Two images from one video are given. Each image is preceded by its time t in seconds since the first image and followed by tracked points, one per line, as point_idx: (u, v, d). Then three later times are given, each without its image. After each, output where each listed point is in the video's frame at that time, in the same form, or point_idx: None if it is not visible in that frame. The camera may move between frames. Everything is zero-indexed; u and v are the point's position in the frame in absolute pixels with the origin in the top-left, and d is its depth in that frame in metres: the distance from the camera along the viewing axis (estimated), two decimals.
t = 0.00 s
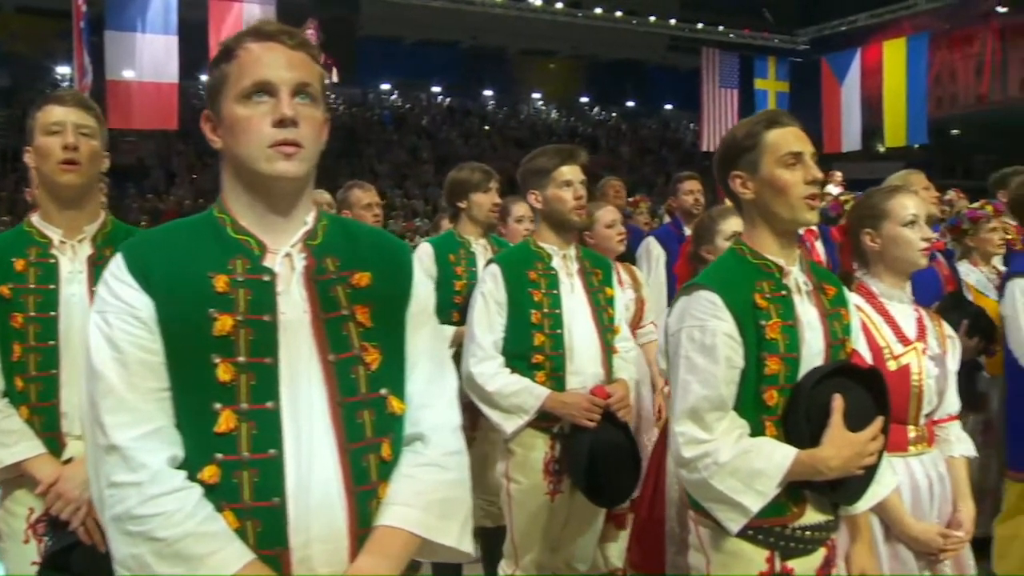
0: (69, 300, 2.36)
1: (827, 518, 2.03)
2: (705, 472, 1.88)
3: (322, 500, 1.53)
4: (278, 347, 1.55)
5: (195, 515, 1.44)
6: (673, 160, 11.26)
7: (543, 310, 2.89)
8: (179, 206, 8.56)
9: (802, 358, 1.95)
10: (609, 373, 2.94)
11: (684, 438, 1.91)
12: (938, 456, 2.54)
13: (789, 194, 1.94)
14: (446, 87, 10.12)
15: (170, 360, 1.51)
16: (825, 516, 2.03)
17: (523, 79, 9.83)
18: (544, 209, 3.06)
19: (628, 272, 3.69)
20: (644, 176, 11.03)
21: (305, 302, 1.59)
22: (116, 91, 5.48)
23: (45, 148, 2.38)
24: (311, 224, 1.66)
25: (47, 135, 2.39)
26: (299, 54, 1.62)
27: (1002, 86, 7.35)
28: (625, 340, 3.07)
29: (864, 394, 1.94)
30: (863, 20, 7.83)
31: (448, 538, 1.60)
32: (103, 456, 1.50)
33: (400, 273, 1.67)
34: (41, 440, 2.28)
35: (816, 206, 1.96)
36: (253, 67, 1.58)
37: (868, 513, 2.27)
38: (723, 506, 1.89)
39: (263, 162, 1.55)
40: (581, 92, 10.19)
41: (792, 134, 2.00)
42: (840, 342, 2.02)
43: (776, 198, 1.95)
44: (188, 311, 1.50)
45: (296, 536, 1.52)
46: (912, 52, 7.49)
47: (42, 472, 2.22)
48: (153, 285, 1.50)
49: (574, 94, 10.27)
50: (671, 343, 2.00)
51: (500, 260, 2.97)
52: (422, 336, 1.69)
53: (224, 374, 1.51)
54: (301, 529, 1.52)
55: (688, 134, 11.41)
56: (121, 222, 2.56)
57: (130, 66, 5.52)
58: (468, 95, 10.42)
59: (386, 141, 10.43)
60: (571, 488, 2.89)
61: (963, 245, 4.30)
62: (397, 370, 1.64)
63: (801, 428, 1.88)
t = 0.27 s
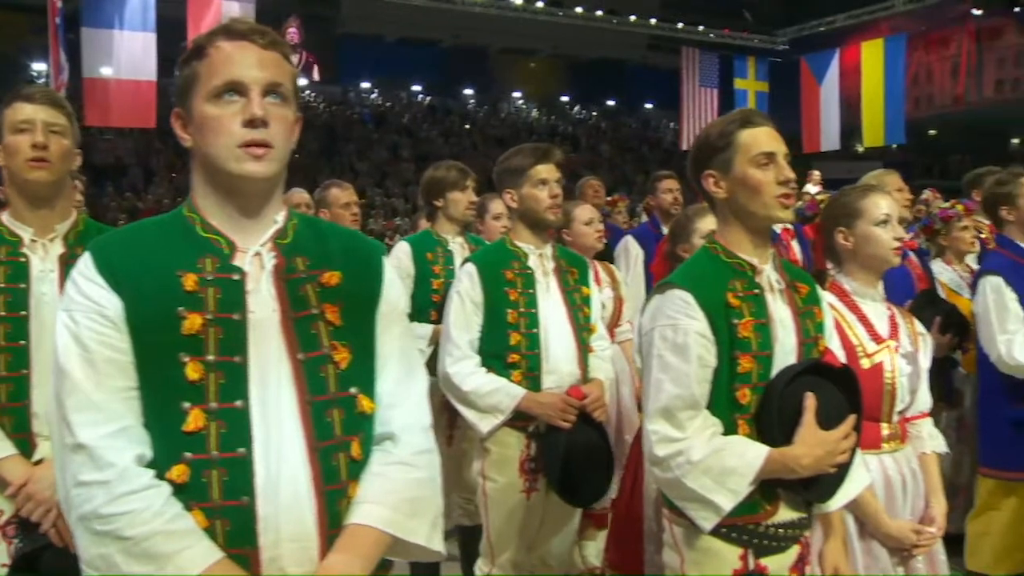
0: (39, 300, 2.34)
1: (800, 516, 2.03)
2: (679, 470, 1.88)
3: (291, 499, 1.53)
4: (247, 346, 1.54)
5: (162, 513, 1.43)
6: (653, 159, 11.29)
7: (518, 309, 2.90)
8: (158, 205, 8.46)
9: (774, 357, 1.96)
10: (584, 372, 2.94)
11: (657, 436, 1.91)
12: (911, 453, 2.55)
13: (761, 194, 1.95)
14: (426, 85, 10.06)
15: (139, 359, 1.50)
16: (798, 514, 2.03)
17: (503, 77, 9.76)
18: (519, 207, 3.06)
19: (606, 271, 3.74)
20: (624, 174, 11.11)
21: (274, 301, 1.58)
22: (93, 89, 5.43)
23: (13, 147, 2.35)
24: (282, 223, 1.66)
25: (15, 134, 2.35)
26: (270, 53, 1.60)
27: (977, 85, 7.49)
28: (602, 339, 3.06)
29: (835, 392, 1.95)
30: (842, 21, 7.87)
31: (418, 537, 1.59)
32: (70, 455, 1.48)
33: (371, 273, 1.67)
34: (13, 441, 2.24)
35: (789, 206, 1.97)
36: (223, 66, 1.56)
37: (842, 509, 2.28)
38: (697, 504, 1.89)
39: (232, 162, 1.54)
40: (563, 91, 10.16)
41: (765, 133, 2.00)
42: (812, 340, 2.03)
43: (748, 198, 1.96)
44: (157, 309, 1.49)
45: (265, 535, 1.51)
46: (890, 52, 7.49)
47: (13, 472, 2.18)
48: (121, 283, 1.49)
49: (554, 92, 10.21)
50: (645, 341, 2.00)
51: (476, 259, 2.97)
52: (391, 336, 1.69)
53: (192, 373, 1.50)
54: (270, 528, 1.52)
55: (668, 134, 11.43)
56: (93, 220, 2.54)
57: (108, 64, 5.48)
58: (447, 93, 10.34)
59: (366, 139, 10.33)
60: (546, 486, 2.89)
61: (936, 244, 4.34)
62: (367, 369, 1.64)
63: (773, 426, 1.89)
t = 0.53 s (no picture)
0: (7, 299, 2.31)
1: (770, 514, 2.05)
2: (647, 468, 1.88)
3: (257, 499, 1.52)
4: (213, 346, 1.54)
5: (124, 515, 1.42)
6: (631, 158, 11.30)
7: (490, 306, 2.90)
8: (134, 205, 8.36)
9: (743, 355, 1.97)
10: (557, 370, 2.94)
11: (626, 434, 1.90)
12: (882, 450, 2.56)
13: (730, 193, 1.95)
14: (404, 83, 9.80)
15: (102, 359, 1.48)
16: (768, 512, 2.04)
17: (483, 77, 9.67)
18: (491, 206, 3.07)
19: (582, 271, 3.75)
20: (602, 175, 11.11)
21: (240, 301, 1.57)
22: (67, 86, 5.37)
23: None
24: (248, 223, 1.64)
25: None
26: (235, 52, 1.59)
27: (952, 86, 7.51)
28: (573, 337, 3.07)
29: (804, 391, 1.96)
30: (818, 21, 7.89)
31: (388, 536, 1.58)
32: (31, 455, 1.46)
33: (338, 273, 1.66)
34: None
35: (756, 205, 1.98)
36: (190, 65, 1.55)
37: (813, 506, 2.28)
38: (666, 503, 1.89)
39: (200, 162, 1.53)
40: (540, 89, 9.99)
41: (733, 132, 2.01)
42: (782, 339, 2.04)
43: (718, 197, 1.97)
44: (120, 309, 1.48)
45: (230, 535, 1.51)
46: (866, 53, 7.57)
47: None
48: (84, 282, 1.47)
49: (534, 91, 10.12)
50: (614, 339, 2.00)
51: (448, 256, 2.97)
52: (359, 336, 1.68)
53: (157, 373, 1.49)
54: (235, 528, 1.51)
55: (647, 134, 11.43)
56: (60, 218, 2.53)
57: (83, 61, 5.43)
58: (427, 93, 10.24)
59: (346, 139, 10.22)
60: (519, 485, 2.90)
61: (906, 245, 4.38)
62: (334, 369, 1.63)
63: (743, 425, 1.90)
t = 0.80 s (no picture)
0: None
1: (735, 511, 2.06)
2: (612, 465, 1.88)
3: (218, 498, 1.50)
4: (172, 345, 1.52)
5: (80, 517, 1.40)
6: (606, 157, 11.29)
7: (458, 302, 2.91)
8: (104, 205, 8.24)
9: (709, 351, 1.97)
10: (525, 366, 2.95)
11: (592, 431, 1.90)
12: (849, 446, 2.56)
13: (695, 190, 1.96)
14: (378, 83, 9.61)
15: (58, 359, 1.46)
16: (733, 509, 2.05)
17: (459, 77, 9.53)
18: (459, 204, 3.06)
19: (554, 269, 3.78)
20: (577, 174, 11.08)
21: (200, 300, 1.56)
22: (36, 83, 5.29)
23: None
24: (208, 221, 1.63)
25: None
26: (198, 50, 1.58)
27: (922, 86, 7.68)
28: (541, 334, 3.08)
29: (770, 387, 1.96)
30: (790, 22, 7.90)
31: (351, 534, 1.57)
32: None
33: (300, 270, 1.65)
34: None
35: (719, 204, 1.99)
36: (152, 63, 1.53)
37: (780, 502, 2.29)
38: (632, 499, 1.89)
39: (167, 160, 1.51)
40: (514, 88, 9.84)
41: (696, 130, 2.02)
42: (748, 335, 2.04)
43: (682, 194, 1.97)
44: (77, 308, 1.46)
45: (190, 535, 1.49)
46: (839, 53, 7.62)
47: None
48: (40, 280, 1.45)
49: (510, 89, 9.98)
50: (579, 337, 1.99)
51: (415, 253, 2.97)
52: (321, 334, 1.66)
53: (115, 373, 1.47)
54: (195, 528, 1.49)
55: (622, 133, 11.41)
56: (23, 217, 2.59)
57: (52, 58, 5.36)
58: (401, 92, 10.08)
59: (320, 138, 10.06)
60: (488, 484, 2.94)
61: (875, 243, 4.41)
62: (296, 367, 1.62)
63: (708, 421, 1.90)
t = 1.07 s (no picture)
0: None
1: (705, 510, 2.06)
2: (582, 466, 1.87)
3: (184, 500, 1.49)
4: (137, 347, 1.50)
5: (43, 522, 1.39)
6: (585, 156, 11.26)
7: (429, 302, 2.93)
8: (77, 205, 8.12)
9: (678, 350, 1.97)
10: (496, 367, 2.98)
11: (560, 432, 1.89)
12: (821, 444, 2.56)
13: (663, 189, 1.96)
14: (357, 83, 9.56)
15: (22, 361, 1.45)
16: (702, 508, 2.06)
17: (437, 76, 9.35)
18: (429, 204, 3.06)
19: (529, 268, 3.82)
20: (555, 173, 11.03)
21: (166, 302, 1.54)
22: (8, 81, 5.23)
23: None
24: (173, 222, 1.61)
25: None
26: (162, 49, 1.56)
27: (897, 86, 7.71)
28: (513, 334, 3.10)
29: (738, 386, 1.96)
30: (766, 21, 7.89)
31: (318, 534, 1.57)
32: None
33: (266, 271, 1.64)
34: None
35: (688, 203, 1.99)
36: (116, 61, 1.51)
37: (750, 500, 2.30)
38: (601, 499, 1.89)
39: (133, 157, 1.49)
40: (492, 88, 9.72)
41: (666, 129, 2.02)
42: (717, 334, 2.04)
43: (651, 192, 1.97)
44: (41, 310, 1.44)
45: (155, 538, 1.48)
46: (814, 53, 7.66)
47: None
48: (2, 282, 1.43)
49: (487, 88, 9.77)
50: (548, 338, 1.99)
51: (386, 255, 2.99)
52: (287, 335, 1.65)
53: (79, 375, 1.45)
54: (161, 531, 1.48)
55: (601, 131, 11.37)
56: None
57: (24, 56, 5.30)
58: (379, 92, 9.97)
59: (297, 138, 9.97)
60: (459, 483, 2.97)
61: (848, 242, 4.43)
62: (262, 367, 1.60)
63: (676, 421, 1.90)
